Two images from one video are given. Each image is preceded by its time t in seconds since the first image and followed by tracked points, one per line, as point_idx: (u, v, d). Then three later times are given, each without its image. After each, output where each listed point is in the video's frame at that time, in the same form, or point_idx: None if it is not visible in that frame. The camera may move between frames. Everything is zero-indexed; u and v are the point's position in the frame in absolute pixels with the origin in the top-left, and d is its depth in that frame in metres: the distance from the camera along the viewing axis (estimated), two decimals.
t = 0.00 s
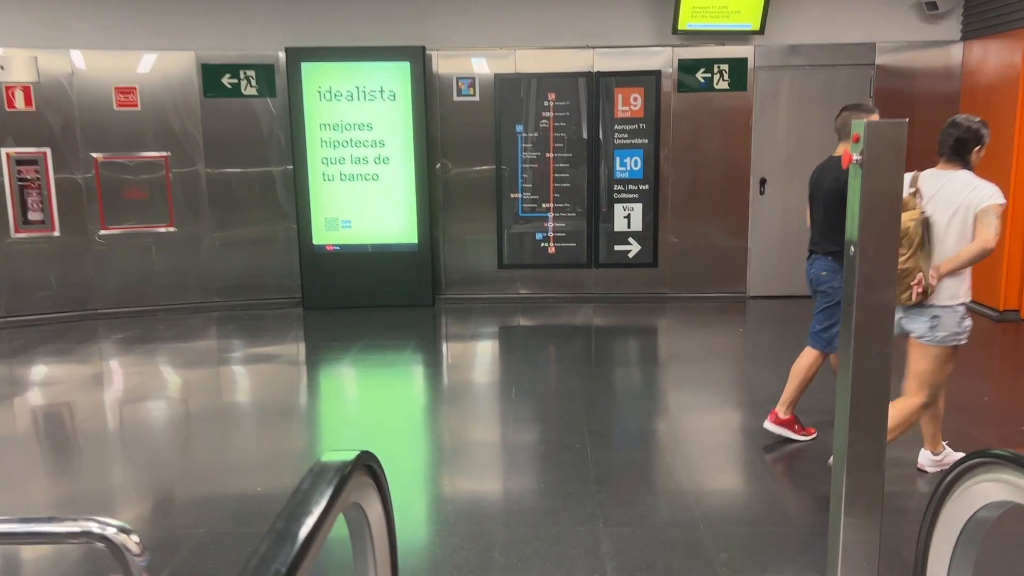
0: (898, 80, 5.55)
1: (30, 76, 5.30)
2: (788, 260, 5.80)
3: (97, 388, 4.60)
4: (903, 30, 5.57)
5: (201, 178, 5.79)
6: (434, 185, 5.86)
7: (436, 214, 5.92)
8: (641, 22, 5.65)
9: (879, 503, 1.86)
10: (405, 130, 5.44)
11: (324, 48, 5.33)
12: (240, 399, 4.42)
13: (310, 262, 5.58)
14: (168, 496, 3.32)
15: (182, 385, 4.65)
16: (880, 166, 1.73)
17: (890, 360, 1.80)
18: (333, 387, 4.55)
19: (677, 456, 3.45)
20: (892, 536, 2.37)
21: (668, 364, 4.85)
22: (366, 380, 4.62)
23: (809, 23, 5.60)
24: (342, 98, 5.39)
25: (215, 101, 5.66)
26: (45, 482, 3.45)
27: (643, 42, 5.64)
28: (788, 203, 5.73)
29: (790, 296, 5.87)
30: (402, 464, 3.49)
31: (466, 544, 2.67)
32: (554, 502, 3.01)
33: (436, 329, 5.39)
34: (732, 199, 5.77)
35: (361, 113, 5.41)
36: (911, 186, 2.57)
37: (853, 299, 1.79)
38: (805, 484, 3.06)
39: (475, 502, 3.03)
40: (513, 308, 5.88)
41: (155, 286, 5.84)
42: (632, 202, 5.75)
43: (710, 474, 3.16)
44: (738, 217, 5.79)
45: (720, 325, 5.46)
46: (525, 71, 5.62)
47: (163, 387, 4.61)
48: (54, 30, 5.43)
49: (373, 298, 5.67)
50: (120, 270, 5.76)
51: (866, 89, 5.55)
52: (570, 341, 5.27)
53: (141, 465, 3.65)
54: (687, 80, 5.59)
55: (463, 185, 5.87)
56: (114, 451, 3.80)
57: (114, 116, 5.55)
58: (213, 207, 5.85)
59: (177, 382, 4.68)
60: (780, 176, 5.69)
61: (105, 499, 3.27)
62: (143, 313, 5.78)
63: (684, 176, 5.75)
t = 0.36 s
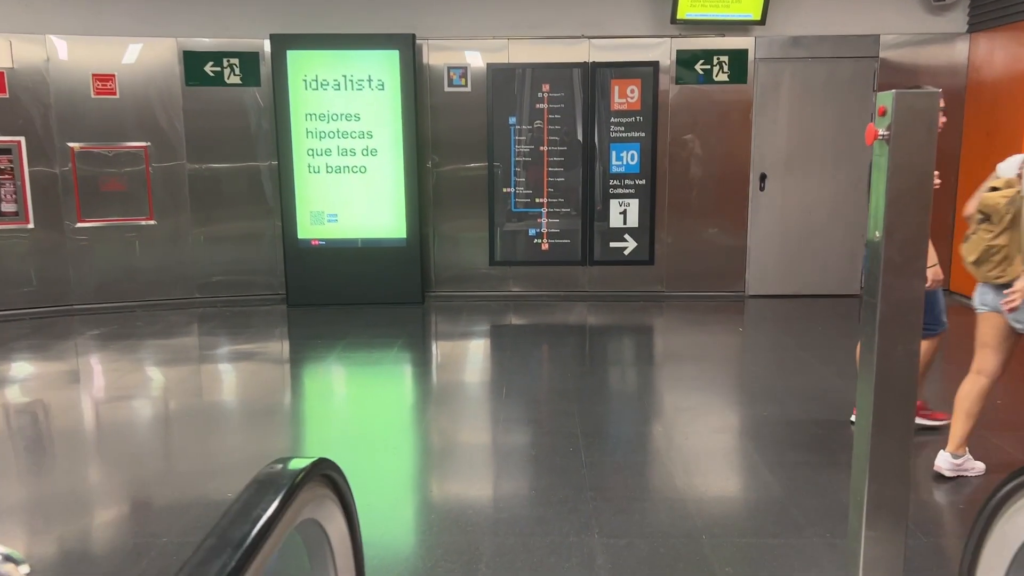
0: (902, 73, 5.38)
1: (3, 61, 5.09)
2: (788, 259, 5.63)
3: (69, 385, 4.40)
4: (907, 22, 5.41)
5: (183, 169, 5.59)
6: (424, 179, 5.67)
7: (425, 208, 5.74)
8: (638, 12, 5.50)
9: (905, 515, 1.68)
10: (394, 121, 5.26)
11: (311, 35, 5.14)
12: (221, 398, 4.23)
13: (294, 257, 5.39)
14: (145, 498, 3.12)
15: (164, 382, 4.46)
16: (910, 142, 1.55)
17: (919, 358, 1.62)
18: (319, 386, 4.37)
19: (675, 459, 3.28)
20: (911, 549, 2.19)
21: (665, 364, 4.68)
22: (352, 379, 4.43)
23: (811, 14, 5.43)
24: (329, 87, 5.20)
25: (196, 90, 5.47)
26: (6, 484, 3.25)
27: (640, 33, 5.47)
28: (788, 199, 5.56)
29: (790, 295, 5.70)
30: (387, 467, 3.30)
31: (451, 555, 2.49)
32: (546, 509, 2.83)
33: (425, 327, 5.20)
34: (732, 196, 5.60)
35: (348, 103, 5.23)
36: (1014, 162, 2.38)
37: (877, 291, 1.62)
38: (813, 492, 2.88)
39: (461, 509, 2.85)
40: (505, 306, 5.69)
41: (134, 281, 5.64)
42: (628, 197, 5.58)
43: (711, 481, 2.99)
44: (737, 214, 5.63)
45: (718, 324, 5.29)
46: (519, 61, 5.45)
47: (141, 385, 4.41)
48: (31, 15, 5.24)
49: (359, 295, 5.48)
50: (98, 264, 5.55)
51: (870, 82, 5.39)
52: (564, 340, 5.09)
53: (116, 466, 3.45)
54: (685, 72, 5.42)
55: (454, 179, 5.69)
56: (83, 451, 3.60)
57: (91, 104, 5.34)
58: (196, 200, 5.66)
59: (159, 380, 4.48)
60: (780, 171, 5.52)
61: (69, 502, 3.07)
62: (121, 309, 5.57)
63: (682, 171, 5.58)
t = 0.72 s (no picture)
0: (908, 81, 5.22)
1: None
2: (789, 271, 5.46)
3: (37, 399, 4.18)
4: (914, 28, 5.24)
5: (163, 174, 5.38)
6: (414, 186, 5.48)
7: (415, 216, 5.54)
8: (636, 13, 5.28)
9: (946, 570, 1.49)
10: (383, 125, 5.07)
11: (297, 36, 4.95)
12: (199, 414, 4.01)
13: (278, 266, 5.19)
14: (123, 519, 2.90)
15: (145, 397, 4.23)
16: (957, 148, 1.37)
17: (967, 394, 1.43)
18: (302, 401, 4.16)
19: (678, 485, 3.08)
20: None
21: (663, 379, 4.50)
22: (337, 393, 4.24)
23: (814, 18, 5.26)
24: (316, 89, 5.01)
25: (177, 92, 5.27)
26: None
27: (638, 36, 5.29)
28: (790, 209, 5.38)
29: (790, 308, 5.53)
30: (371, 491, 3.10)
31: None
32: (540, 542, 2.63)
33: (414, 340, 5.00)
34: (732, 206, 5.43)
35: (336, 106, 5.04)
36: None
37: (919, 317, 1.43)
38: (826, 524, 2.70)
39: (450, 540, 2.65)
40: (497, 318, 5.49)
41: (111, 290, 5.42)
42: (624, 206, 5.40)
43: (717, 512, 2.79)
44: (738, 223, 5.44)
45: (718, 339, 5.10)
46: (513, 64, 5.27)
47: (117, 399, 4.20)
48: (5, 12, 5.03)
49: (346, 305, 5.28)
50: (73, 272, 5.33)
51: (874, 89, 5.22)
52: (558, 354, 4.90)
53: (90, 484, 3.22)
54: (684, 77, 5.25)
55: (444, 185, 5.50)
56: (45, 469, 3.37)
57: (67, 106, 5.12)
58: (176, 206, 5.45)
59: (140, 395, 4.25)
60: (782, 180, 5.35)
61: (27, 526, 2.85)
62: (97, 318, 5.35)
63: (680, 179, 5.40)
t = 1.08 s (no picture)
0: (921, 93, 5.01)
1: None
2: (796, 289, 5.23)
3: None
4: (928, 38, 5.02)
5: (139, 185, 5.11)
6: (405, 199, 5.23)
7: (404, 231, 5.29)
8: (638, 20, 5.04)
9: None
10: (372, 135, 4.83)
11: (282, 41, 4.70)
12: (174, 437, 3.73)
13: (260, 282, 4.91)
14: (82, 556, 2.62)
15: (126, 419, 3.94)
16: None
17: None
18: (285, 426, 3.88)
19: (690, 526, 2.82)
20: None
21: (665, 404, 4.25)
22: (321, 417, 3.97)
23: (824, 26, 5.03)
24: (301, 96, 4.76)
25: (155, 98, 5.00)
26: None
27: (640, 44, 5.06)
28: (797, 226, 5.15)
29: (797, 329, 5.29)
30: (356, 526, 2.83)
31: None
32: None
33: (404, 361, 4.74)
34: (737, 222, 5.19)
35: (322, 115, 4.78)
36: None
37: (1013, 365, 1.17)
38: None
39: None
40: (490, 337, 5.24)
41: (85, 306, 5.14)
42: (625, 221, 5.16)
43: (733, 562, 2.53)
44: (743, 240, 5.20)
45: (723, 361, 4.87)
46: (509, 72, 5.03)
47: (85, 422, 3.92)
48: None
49: (332, 324, 5.01)
50: (43, 287, 5.06)
51: (886, 101, 5.01)
52: (556, 376, 4.66)
53: (54, 515, 2.95)
54: (687, 87, 5.02)
55: (436, 198, 5.25)
56: None
57: (37, 112, 4.86)
58: (152, 218, 5.17)
59: (121, 416, 3.97)
60: (789, 195, 5.12)
61: None
62: (68, 337, 5.07)
63: (683, 193, 5.16)
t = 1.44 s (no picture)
0: (934, 134, 4.76)
1: None
2: (804, 340, 4.93)
3: None
4: (940, 77, 4.78)
5: (103, 228, 4.77)
6: (388, 240, 4.89)
7: (387, 274, 4.96)
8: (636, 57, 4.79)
9: None
10: (353, 177, 4.53)
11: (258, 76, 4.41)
12: (118, 505, 3.32)
13: (231, 333, 4.56)
14: None
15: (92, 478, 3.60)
16: None
17: None
18: (257, 488, 3.52)
19: None
20: None
21: (668, 467, 3.88)
22: (292, 480, 3.60)
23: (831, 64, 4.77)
24: (277, 135, 4.46)
25: (122, 137, 4.69)
26: None
27: (637, 82, 4.80)
28: (805, 274, 4.87)
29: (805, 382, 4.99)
30: None
31: None
32: None
33: (387, 419, 4.38)
34: (741, 268, 4.89)
35: (300, 155, 4.48)
36: None
37: None
38: None
39: None
40: (479, 391, 4.89)
41: (41, 358, 4.78)
42: (622, 267, 4.86)
43: None
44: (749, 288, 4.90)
45: (728, 418, 4.53)
46: (500, 110, 4.76)
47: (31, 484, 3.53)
48: None
49: (309, 377, 4.67)
50: None
51: (897, 143, 4.76)
52: (548, 433, 4.30)
53: None
54: (688, 126, 4.76)
55: (421, 241, 4.92)
56: None
57: None
58: (117, 263, 4.83)
59: (87, 474, 3.63)
60: (795, 241, 4.84)
61: None
62: (22, 392, 4.70)
63: (684, 238, 4.87)
